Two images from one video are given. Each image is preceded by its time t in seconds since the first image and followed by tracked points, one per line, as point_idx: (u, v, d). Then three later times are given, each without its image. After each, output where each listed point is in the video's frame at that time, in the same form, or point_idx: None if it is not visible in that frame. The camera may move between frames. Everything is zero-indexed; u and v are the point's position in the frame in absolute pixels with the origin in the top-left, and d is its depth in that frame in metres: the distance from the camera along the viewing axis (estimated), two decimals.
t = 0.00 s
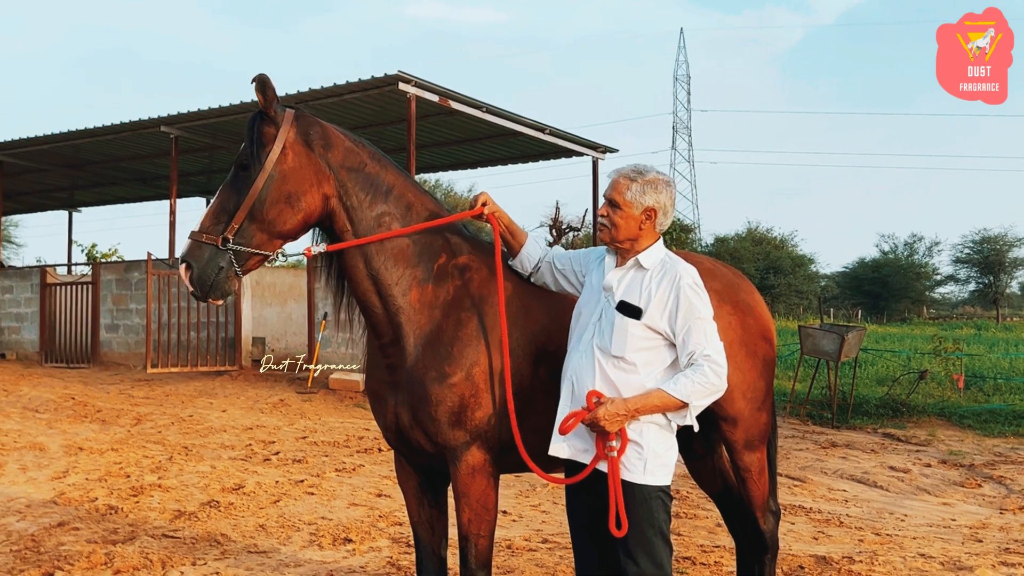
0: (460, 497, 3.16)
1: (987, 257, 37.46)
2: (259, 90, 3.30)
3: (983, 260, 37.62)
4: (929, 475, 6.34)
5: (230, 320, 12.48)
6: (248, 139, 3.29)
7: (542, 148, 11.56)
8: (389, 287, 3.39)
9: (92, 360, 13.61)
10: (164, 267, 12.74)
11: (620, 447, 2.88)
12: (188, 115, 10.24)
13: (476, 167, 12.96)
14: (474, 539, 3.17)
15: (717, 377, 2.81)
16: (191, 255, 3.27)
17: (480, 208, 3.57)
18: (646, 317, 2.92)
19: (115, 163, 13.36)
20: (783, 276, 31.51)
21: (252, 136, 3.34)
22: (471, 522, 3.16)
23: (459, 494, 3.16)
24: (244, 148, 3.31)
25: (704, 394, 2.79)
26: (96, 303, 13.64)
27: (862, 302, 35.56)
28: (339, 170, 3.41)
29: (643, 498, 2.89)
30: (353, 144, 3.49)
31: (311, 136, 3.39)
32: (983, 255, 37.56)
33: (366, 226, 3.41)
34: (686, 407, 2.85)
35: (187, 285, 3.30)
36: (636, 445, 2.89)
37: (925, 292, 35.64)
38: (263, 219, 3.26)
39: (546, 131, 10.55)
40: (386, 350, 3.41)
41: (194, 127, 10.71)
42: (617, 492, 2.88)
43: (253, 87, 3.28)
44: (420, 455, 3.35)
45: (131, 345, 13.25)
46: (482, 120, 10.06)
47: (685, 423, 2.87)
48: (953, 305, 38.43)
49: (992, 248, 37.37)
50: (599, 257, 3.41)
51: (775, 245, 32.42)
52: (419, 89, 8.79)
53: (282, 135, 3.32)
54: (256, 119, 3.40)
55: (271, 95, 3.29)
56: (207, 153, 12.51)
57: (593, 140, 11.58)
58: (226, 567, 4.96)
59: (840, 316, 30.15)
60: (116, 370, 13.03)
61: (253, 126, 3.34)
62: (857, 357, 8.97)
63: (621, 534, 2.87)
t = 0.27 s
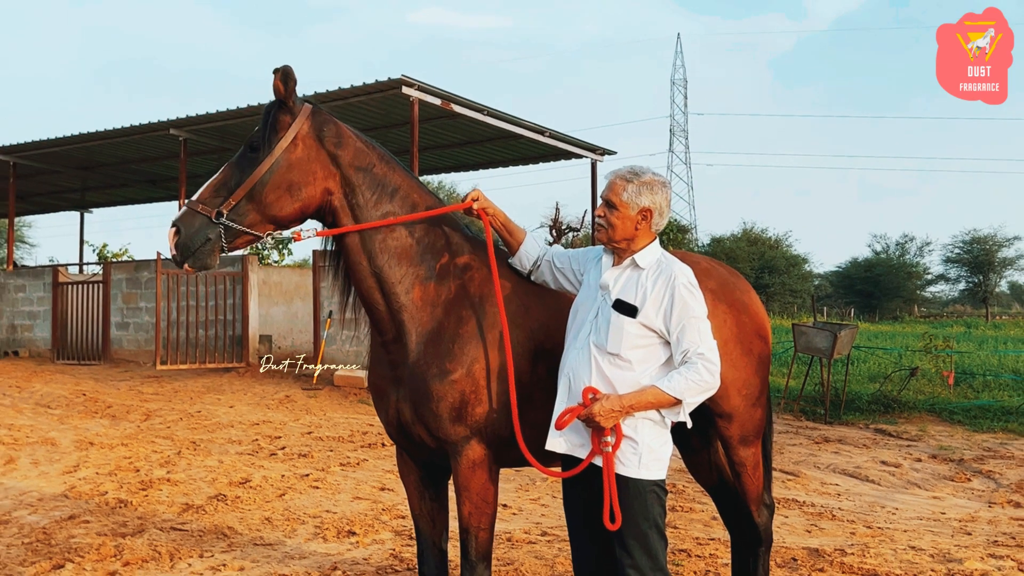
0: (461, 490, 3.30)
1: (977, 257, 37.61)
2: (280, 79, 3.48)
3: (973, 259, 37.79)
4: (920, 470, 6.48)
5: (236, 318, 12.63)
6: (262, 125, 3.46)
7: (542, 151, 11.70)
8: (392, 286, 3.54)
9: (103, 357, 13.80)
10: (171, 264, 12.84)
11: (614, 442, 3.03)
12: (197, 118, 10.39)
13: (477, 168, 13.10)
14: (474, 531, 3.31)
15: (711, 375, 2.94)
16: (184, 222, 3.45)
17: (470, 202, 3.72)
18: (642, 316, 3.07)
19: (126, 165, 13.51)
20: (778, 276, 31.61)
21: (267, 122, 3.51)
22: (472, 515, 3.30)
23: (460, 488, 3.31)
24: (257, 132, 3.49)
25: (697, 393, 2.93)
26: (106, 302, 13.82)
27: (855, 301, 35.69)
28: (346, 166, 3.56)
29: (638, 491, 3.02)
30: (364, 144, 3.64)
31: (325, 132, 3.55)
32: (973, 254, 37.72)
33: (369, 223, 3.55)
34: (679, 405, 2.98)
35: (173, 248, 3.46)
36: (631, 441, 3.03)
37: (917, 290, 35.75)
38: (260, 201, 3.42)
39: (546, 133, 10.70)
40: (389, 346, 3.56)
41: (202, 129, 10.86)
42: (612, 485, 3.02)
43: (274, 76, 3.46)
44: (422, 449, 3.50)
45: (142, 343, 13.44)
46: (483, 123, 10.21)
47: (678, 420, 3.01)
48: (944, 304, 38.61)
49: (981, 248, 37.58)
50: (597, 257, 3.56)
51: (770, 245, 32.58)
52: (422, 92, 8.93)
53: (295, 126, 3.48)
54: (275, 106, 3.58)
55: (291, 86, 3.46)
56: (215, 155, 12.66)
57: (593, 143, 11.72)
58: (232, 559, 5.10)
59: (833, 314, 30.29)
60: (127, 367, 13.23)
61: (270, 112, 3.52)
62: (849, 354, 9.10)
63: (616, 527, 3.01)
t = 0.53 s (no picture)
0: (463, 483, 3.51)
1: (961, 257, 37.84)
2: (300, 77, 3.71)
3: (958, 260, 38.02)
4: (906, 463, 6.69)
5: (246, 317, 12.83)
6: (279, 119, 3.68)
7: (542, 155, 11.92)
8: (396, 286, 3.76)
9: (116, 354, 14.03)
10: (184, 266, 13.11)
11: (608, 437, 3.24)
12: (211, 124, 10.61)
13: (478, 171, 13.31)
14: (475, 522, 3.52)
15: (702, 371, 3.16)
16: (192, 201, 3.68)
17: (468, 205, 3.92)
18: (636, 314, 3.28)
19: (140, 169, 13.73)
20: (770, 276, 31.80)
21: (284, 117, 3.74)
22: (472, 507, 3.51)
23: (462, 481, 3.52)
24: (273, 125, 3.72)
25: (689, 388, 3.14)
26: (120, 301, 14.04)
27: (843, 300, 35.90)
28: (354, 166, 3.78)
29: (632, 485, 3.24)
30: (374, 147, 3.86)
31: (338, 133, 3.78)
32: (958, 256, 37.91)
33: (375, 221, 3.76)
34: (672, 400, 3.18)
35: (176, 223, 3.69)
36: (625, 435, 3.24)
37: (904, 290, 35.94)
38: (266, 190, 3.64)
39: (545, 139, 10.91)
40: (393, 342, 3.78)
41: (213, 134, 11.09)
42: (605, 478, 3.23)
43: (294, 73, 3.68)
44: (425, 443, 3.71)
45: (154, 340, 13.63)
46: (485, 128, 10.43)
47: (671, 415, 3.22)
48: (929, 304, 38.89)
49: (965, 249, 37.79)
50: (593, 258, 3.78)
51: (761, 247, 32.84)
52: (425, 98, 9.15)
53: (310, 125, 3.71)
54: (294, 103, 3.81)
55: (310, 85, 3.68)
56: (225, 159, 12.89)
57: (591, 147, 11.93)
58: (242, 549, 5.32)
59: (823, 313, 30.51)
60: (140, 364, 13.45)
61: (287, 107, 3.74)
62: (838, 352, 9.31)
63: (608, 518, 3.22)
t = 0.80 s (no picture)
0: (464, 476, 3.73)
1: (946, 259, 38.00)
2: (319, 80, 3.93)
3: (942, 261, 38.16)
4: (893, 457, 6.91)
5: (255, 316, 13.07)
6: (297, 117, 3.89)
7: (541, 159, 12.13)
8: (400, 286, 3.97)
9: (127, 352, 14.23)
10: (195, 268, 13.39)
11: (604, 433, 3.44)
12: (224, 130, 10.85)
13: (478, 174, 13.52)
14: (475, 515, 3.74)
15: (694, 368, 3.38)
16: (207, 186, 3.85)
17: (470, 211, 4.15)
18: (630, 314, 3.49)
19: (152, 174, 13.96)
20: (761, 276, 31.95)
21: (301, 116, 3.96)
22: (473, 500, 3.73)
23: (462, 474, 3.73)
24: (290, 121, 3.93)
25: (682, 384, 3.35)
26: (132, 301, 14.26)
27: (832, 300, 36.12)
28: (365, 169, 4.00)
29: (627, 479, 3.46)
30: (384, 152, 4.08)
31: (351, 135, 4.01)
32: (943, 257, 38.04)
33: (382, 223, 3.99)
34: (665, 396, 3.40)
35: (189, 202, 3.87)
36: (620, 433, 3.45)
37: (890, 290, 36.02)
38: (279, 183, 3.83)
39: (544, 144, 11.12)
40: (396, 341, 3.99)
41: (223, 140, 11.33)
42: (601, 473, 3.44)
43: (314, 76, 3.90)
44: (427, 438, 3.93)
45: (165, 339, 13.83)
46: (485, 133, 10.64)
47: (664, 410, 3.43)
48: (915, 304, 39.21)
49: (951, 251, 37.90)
50: (589, 260, 4.00)
51: (753, 249, 33.13)
52: (428, 105, 9.37)
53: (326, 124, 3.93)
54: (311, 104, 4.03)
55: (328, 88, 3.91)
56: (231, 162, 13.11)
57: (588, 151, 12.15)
58: (250, 541, 5.53)
59: (813, 313, 30.76)
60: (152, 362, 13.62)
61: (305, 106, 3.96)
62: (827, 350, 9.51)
63: (604, 512, 3.43)
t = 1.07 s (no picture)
0: (463, 476, 3.78)
1: (942, 259, 38.03)
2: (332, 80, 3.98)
3: (938, 262, 38.18)
4: (890, 457, 6.95)
5: (257, 317, 13.11)
6: (309, 114, 3.95)
7: (541, 161, 12.18)
8: (401, 288, 4.03)
9: (131, 354, 14.29)
10: (197, 269, 13.46)
11: (603, 433, 3.48)
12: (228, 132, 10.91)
13: (479, 176, 13.57)
14: (475, 515, 3.80)
15: (691, 368, 3.43)
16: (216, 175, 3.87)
17: (471, 216, 4.21)
18: (627, 316, 3.55)
19: (155, 175, 14.04)
20: (759, 277, 31.97)
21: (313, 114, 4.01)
22: (473, 500, 3.78)
23: (462, 474, 3.79)
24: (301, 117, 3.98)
25: (680, 385, 3.40)
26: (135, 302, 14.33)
27: (830, 300, 36.18)
28: (372, 170, 4.05)
29: (626, 479, 3.51)
30: (391, 155, 4.14)
31: (361, 135, 4.06)
32: (940, 258, 38.07)
33: (386, 225, 4.04)
34: (663, 396, 3.44)
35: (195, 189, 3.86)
36: (618, 433, 3.50)
37: (888, 290, 36.03)
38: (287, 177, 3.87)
39: (543, 146, 11.17)
40: (397, 341, 4.05)
41: (225, 142, 11.41)
42: (600, 472, 3.48)
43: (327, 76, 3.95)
44: (427, 438, 3.98)
45: (169, 340, 13.85)
46: (485, 135, 10.70)
47: (663, 410, 3.48)
48: (913, 304, 39.29)
49: (947, 252, 37.93)
50: (587, 263, 4.06)
51: (751, 249, 33.19)
52: (428, 108, 9.43)
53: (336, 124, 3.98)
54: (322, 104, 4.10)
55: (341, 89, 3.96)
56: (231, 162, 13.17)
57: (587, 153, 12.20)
58: (252, 540, 5.58)
59: (809, 313, 30.82)
60: (155, 362, 13.65)
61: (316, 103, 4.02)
62: (824, 350, 9.56)
63: (604, 511, 3.48)
